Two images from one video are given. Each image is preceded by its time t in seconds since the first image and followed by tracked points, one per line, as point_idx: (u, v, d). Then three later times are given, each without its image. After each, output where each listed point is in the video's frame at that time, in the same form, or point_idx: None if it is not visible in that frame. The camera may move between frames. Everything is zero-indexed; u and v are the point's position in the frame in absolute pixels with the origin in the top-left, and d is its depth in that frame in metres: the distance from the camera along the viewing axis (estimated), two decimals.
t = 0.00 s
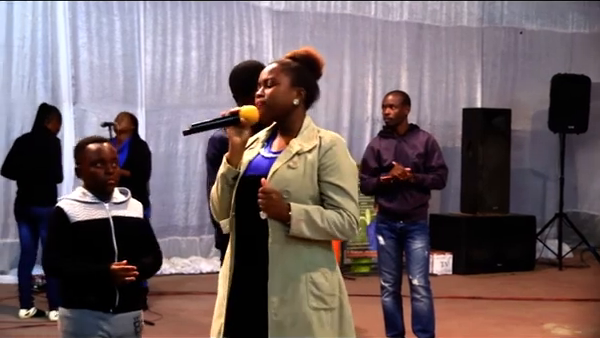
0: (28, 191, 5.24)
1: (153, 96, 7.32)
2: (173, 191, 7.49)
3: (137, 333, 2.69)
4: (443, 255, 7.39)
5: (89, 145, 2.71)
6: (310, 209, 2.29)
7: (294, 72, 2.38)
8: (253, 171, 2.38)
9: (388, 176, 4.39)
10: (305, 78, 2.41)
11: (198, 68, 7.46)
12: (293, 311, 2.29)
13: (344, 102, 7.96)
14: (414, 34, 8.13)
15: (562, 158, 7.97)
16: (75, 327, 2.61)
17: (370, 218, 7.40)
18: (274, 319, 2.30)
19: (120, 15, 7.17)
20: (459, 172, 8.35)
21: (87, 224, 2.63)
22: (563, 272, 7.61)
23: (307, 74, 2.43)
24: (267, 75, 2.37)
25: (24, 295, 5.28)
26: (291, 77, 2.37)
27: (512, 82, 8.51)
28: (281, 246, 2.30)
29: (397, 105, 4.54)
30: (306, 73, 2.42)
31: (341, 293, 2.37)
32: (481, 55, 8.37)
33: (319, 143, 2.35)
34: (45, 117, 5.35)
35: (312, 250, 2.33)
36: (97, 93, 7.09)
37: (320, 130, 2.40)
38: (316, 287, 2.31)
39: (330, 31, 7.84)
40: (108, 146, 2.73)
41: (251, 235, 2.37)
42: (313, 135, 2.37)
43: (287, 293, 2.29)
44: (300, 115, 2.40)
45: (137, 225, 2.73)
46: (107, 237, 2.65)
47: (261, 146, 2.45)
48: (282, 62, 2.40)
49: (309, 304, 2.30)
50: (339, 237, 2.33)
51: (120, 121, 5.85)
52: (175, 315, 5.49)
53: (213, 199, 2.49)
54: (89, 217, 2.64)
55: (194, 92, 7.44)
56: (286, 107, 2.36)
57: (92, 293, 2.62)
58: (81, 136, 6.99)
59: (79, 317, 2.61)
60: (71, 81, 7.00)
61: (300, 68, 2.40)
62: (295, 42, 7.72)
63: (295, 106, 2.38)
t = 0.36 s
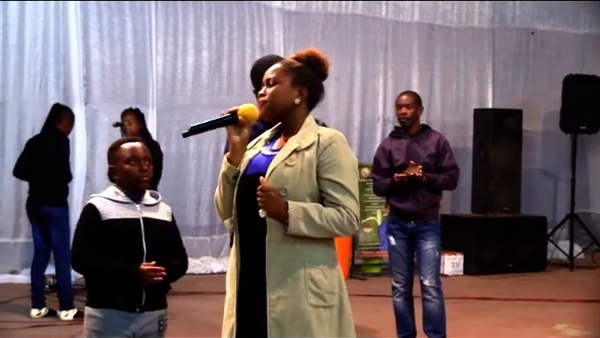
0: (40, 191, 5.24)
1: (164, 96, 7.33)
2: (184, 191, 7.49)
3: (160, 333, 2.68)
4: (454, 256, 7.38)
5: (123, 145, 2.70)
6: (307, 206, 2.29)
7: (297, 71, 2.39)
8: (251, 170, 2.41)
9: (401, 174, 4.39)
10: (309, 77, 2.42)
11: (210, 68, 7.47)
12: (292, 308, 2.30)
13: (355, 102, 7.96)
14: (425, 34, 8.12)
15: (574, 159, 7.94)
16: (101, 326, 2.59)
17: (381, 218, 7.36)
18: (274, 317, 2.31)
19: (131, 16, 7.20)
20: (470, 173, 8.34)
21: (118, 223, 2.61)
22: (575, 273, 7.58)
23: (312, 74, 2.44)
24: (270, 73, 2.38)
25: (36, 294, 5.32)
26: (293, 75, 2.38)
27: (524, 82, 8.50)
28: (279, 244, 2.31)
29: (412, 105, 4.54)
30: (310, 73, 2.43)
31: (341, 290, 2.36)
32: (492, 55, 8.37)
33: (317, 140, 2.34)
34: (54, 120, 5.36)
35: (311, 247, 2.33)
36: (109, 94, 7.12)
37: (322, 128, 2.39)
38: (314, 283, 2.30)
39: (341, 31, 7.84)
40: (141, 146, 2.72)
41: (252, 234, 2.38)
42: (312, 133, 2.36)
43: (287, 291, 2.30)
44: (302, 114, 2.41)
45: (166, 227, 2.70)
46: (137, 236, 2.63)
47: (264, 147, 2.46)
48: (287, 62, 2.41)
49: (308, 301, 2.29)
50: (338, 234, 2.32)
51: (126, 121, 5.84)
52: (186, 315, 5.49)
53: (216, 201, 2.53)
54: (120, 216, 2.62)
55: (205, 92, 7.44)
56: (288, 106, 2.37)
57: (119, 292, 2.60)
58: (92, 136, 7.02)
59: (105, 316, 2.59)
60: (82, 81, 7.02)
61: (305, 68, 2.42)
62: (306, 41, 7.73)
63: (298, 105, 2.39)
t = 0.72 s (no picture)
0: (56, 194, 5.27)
1: (172, 97, 7.33)
2: (191, 192, 7.48)
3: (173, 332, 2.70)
4: (462, 256, 7.38)
5: (137, 146, 2.72)
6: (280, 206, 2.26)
7: (305, 71, 2.38)
8: (240, 166, 2.44)
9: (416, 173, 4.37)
10: (318, 78, 2.41)
11: (218, 69, 7.47)
12: (269, 310, 2.29)
13: (362, 102, 7.96)
14: (433, 34, 8.12)
15: (582, 160, 7.92)
16: (114, 326, 2.61)
17: (389, 219, 7.34)
18: (252, 318, 2.32)
19: (140, 16, 7.21)
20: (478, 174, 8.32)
21: (130, 224, 2.64)
22: (583, 274, 7.57)
23: (322, 75, 2.43)
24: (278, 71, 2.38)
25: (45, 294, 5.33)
26: (302, 76, 2.37)
27: (532, 82, 8.48)
28: (260, 246, 2.31)
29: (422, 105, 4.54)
30: (318, 74, 2.41)
31: (325, 296, 2.34)
32: (500, 56, 8.36)
33: (303, 142, 2.29)
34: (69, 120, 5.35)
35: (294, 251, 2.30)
36: (117, 94, 7.12)
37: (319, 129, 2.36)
38: (294, 289, 2.28)
39: (348, 31, 7.84)
40: (155, 147, 2.74)
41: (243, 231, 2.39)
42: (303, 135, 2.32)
43: (264, 294, 2.30)
44: (306, 113, 2.41)
45: (180, 227, 2.72)
46: (148, 237, 2.65)
47: (261, 144, 2.47)
48: (298, 60, 2.40)
49: (285, 306, 2.28)
50: (315, 239, 2.27)
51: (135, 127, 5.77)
52: (195, 315, 5.50)
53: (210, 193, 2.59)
54: (133, 218, 2.65)
55: (213, 92, 7.45)
56: (290, 106, 2.37)
57: (131, 292, 2.62)
58: (100, 137, 7.05)
59: (118, 316, 2.61)
60: (90, 81, 7.03)
61: (315, 68, 2.41)
62: (315, 41, 7.72)
63: (302, 105, 2.39)
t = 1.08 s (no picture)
0: (77, 196, 5.31)
1: (180, 97, 7.33)
2: (199, 193, 7.47)
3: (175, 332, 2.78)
4: (470, 257, 7.39)
5: (130, 146, 2.81)
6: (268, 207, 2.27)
7: (304, 72, 2.39)
8: (232, 166, 2.45)
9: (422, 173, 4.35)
10: (316, 79, 2.42)
11: (225, 69, 7.47)
12: (255, 314, 2.31)
13: (369, 103, 7.98)
14: (440, 34, 8.11)
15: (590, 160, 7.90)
16: (115, 327, 2.70)
17: (397, 220, 7.34)
18: (238, 321, 2.33)
19: (147, 17, 7.21)
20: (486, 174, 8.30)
21: (128, 227, 2.72)
22: (591, 274, 7.56)
23: (321, 75, 2.44)
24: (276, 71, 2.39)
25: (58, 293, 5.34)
26: (300, 76, 2.38)
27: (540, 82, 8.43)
28: (249, 248, 2.32)
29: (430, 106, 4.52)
30: (317, 74, 2.42)
31: (315, 302, 2.34)
32: (508, 56, 8.34)
33: (297, 144, 2.30)
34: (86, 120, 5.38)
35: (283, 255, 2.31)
36: (124, 95, 7.14)
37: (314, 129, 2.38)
38: (282, 294, 2.29)
39: (356, 32, 7.84)
40: (148, 147, 2.82)
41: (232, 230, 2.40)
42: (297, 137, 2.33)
43: (251, 296, 2.31)
44: (303, 114, 2.42)
45: (178, 227, 2.80)
46: (146, 238, 2.73)
47: (257, 142, 2.49)
48: (297, 60, 2.41)
49: (272, 310, 2.30)
50: (303, 244, 2.27)
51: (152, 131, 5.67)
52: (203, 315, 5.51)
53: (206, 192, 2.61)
54: (130, 219, 2.73)
55: (222, 93, 7.45)
56: (288, 107, 2.38)
57: (131, 294, 2.70)
58: (108, 138, 7.06)
59: (119, 318, 2.70)
60: (98, 82, 7.08)
61: (313, 68, 2.42)
62: (322, 42, 7.74)
63: (300, 106, 2.40)
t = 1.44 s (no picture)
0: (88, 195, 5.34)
1: (187, 97, 7.32)
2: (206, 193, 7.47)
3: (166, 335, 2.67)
4: (478, 258, 7.37)
5: (113, 148, 2.71)
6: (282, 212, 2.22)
7: (311, 72, 2.36)
8: (243, 167, 2.40)
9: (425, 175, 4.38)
10: (322, 79, 2.39)
11: (232, 69, 7.46)
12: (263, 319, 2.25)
13: (377, 104, 7.97)
14: (447, 35, 8.10)
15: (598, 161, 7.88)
16: (101, 330, 2.59)
17: (404, 220, 7.35)
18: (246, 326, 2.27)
19: (155, 17, 7.22)
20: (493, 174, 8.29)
21: (112, 228, 2.63)
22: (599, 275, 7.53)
23: (327, 74, 2.42)
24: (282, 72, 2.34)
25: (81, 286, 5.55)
26: (307, 78, 2.35)
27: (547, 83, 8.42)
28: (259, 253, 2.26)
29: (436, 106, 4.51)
30: (324, 74, 2.40)
31: (322, 307, 2.29)
32: (515, 56, 8.34)
33: (313, 147, 2.25)
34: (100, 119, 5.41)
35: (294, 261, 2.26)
36: (132, 96, 7.14)
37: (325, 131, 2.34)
38: (292, 298, 2.24)
39: (363, 32, 7.85)
40: (131, 147, 2.72)
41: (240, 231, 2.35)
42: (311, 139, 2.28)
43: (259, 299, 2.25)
44: (312, 116, 2.39)
45: (165, 226, 2.71)
46: (131, 239, 2.63)
47: (261, 140, 2.46)
48: (302, 60, 2.38)
49: (281, 315, 2.24)
50: (316, 250, 2.22)
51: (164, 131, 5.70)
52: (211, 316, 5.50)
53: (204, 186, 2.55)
54: (113, 221, 2.64)
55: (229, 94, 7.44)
56: (296, 109, 2.34)
57: (117, 296, 2.60)
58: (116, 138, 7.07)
59: (105, 321, 2.60)
60: (105, 83, 7.09)
61: (319, 68, 2.39)
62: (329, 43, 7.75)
63: (309, 109, 2.36)
